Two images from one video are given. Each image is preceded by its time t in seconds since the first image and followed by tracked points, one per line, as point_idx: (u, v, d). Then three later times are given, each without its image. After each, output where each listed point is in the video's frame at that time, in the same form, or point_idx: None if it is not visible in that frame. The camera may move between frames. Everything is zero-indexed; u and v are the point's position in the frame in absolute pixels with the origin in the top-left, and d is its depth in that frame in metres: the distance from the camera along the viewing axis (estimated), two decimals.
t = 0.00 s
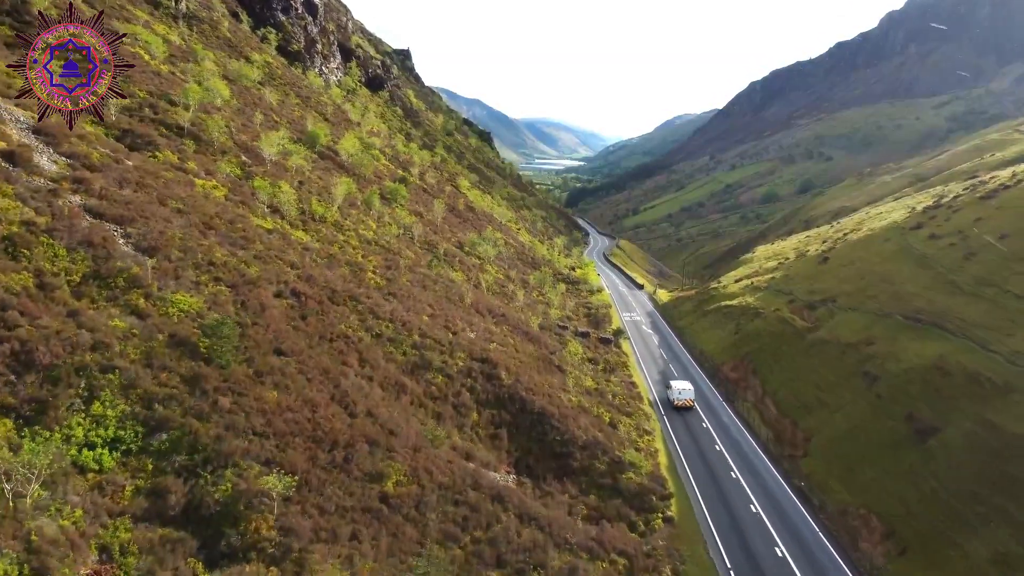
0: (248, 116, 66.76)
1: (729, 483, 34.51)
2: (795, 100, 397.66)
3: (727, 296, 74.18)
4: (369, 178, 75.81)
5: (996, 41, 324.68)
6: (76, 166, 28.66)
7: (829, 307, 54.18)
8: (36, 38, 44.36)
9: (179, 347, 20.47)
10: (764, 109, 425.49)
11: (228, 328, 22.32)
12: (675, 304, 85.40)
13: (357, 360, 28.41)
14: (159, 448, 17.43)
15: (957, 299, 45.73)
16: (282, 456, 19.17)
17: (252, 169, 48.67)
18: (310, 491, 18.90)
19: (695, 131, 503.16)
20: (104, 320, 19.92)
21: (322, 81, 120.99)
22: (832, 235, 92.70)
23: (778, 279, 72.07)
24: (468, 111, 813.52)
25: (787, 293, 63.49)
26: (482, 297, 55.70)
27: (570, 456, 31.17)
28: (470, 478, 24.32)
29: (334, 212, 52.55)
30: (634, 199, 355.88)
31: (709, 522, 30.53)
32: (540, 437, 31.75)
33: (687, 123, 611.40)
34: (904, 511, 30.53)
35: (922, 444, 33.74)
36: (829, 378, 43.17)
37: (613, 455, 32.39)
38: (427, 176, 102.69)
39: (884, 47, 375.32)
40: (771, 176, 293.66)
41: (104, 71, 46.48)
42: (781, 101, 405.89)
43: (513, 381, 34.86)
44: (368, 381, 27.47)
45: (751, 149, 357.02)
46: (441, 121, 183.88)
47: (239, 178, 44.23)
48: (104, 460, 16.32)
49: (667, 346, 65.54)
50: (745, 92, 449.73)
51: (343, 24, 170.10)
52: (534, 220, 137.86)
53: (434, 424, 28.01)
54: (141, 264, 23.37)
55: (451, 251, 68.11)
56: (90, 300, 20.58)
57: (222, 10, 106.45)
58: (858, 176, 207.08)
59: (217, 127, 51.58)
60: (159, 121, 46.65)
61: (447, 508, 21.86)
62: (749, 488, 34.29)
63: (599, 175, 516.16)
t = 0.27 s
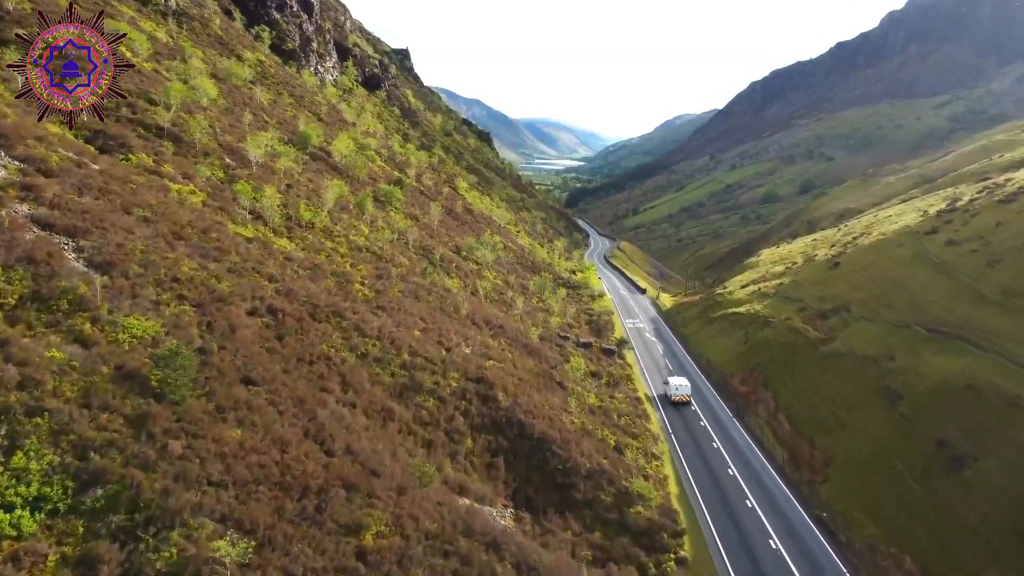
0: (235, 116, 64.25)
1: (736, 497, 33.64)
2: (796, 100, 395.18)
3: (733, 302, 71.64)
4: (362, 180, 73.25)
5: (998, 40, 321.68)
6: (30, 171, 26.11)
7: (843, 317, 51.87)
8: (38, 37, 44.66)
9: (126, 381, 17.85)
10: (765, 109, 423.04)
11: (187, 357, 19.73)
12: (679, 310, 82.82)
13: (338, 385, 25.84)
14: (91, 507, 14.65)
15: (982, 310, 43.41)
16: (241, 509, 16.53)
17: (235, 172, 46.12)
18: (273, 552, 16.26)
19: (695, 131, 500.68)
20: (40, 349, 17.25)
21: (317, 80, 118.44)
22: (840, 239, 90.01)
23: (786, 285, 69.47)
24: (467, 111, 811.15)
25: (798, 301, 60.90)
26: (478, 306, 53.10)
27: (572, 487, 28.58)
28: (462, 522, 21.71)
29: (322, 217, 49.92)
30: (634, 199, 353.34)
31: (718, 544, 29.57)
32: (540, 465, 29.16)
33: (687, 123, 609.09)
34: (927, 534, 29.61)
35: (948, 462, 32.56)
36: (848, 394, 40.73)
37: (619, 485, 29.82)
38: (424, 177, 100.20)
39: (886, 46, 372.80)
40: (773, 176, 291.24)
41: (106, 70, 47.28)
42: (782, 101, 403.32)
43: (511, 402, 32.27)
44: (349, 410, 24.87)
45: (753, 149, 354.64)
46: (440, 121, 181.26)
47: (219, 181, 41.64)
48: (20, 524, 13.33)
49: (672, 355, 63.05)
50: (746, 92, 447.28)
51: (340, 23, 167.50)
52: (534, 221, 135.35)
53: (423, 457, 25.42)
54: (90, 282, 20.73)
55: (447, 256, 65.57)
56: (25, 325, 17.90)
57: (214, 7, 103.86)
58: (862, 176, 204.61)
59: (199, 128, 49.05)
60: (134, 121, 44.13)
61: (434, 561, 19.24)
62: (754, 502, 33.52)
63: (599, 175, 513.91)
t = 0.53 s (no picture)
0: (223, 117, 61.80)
1: (735, 500, 34.39)
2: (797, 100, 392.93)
3: (741, 310, 69.07)
4: (356, 183, 70.69)
5: (1002, 40, 319.16)
6: None
7: (860, 329, 49.37)
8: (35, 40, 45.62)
9: (54, 428, 15.16)
10: (766, 109, 420.78)
11: (133, 395, 17.06)
12: (684, 318, 80.20)
13: (316, 417, 23.21)
14: None
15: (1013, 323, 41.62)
16: None
17: (218, 177, 43.60)
18: None
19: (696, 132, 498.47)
20: None
21: (312, 79, 115.97)
22: (850, 243, 87.47)
23: (797, 292, 66.91)
24: (467, 111, 809.04)
25: (810, 310, 58.33)
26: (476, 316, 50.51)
27: (576, 526, 25.99)
28: None
29: (310, 223, 47.31)
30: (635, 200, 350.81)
31: (719, 546, 30.16)
32: (540, 501, 26.56)
33: (688, 123, 606.73)
34: (936, 547, 29.66)
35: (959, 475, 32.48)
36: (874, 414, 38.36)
37: (628, 522, 27.24)
38: (422, 179, 97.77)
39: (888, 46, 370.69)
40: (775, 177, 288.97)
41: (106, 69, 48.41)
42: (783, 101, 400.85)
43: (509, 428, 29.67)
44: (328, 446, 22.24)
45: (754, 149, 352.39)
46: (439, 121, 178.70)
47: (197, 186, 39.06)
48: None
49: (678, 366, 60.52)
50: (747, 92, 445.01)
51: (337, 21, 165.03)
52: (534, 224, 133.01)
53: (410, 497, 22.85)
54: (24, 306, 18.04)
55: (443, 263, 63.01)
56: None
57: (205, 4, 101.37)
58: (866, 178, 202.16)
59: (180, 129, 46.51)
60: (108, 123, 41.83)
61: None
62: (759, 512, 33.72)
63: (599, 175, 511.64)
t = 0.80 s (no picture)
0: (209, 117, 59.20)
1: (735, 500, 35.19)
2: (798, 100, 390.32)
3: (749, 317, 66.51)
4: (349, 185, 68.07)
5: (1005, 39, 316.78)
6: None
7: (878, 341, 46.80)
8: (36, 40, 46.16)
9: None
10: (767, 109, 418.39)
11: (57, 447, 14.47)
12: (689, 324, 77.57)
13: (286, 455, 20.56)
14: None
15: None
16: None
17: (197, 181, 41.00)
18: None
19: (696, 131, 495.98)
20: None
21: (307, 78, 113.33)
22: (859, 246, 84.85)
23: (808, 299, 64.33)
24: (467, 111, 806.67)
25: (824, 319, 55.74)
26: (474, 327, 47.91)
27: (580, 570, 23.49)
28: None
29: (297, 230, 44.69)
30: (635, 200, 348.16)
31: (720, 546, 30.87)
32: (541, 543, 23.95)
33: (688, 123, 604.31)
34: (944, 553, 29.99)
35: (972, 491, 32.61)
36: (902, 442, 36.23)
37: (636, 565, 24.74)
38: (418, 180, 95.28)
39: (889, 45, 368.32)
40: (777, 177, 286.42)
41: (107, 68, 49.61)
42: (785, 101, 398.29)
43: (506, 457, 27.04)
44: (299, 490, 19.64)
45: (755, 149, 349.95)
46: (437, 121, 175.97)
47: (172, 191, 36.46)
48: None
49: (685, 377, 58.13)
50: (748, 92, 442.50)
51: (333, 20, 162.27)
52: (534, 225, 130.45)
53: (392, 548, 20.22)
54: None
55: (439, 270, 60.40)
56: None
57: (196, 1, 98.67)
58: (870, 178, 199.76)
59: (158, 130, 43.89)
60: (79, 122, 39.31)
61: None
62: (759, 514, 34.44)
63: (599, 175, 509.36)
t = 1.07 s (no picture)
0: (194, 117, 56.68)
1: (732, 495, 36.47)
2: (800, 100, 387.67)
3: (758, 326, 63.95)
4: (341, 189, 65.46)
5: (1009, 39, 314.26)
6: None
7: (898, 356, 44.25)
8: (37, 37, 46.27)
9: None
10: (768, 108, 415.71)
11: None
12: (694, 332, 74.89)
13: (249, 504, 17.93)
14: None
15: None
16: None
17: (173, 186, 38.39)
18: None
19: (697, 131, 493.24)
20: None
21: (301, 77, 110.69)
22: (869, 250, 82.36)
23: (820, 307, 61.81)
24: (467, 111, 803.95)
25: (838, 330, 53.23)
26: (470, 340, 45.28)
27: None
28: None
29: (281, 237, 42.08)
30: (636, 200, 345.51)
31: (719, 543, 31.67)
32: None
33: (689, 123, 601.76)
34: None
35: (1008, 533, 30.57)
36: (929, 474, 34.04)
37: None
38: (415, 182, 92.57)
39: (891, 45, 365.62)
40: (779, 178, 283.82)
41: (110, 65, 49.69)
42: (786, 101, 395.75)
43: (503, 495, 24.46)
44: (261, 548, 17.01)
45: (756, 149, 347.30)
46: (436, 121, 173.28)
47: (145, 195, 33.87)
48: None
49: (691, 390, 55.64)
50: (749, 91, 439.77)
51: (329, 17, 159.29)
52: (534, 227, 127.75)
53: None
54: None
55: (435, 277, 57.75)
56: None
57: None
58: (874, 179, 197.33)
59: (134, 131, 41.32)
60: (47, 121, 36.77)
61: None
62: (755, 508, 35.61)
63: (599, 175, 506.80)
